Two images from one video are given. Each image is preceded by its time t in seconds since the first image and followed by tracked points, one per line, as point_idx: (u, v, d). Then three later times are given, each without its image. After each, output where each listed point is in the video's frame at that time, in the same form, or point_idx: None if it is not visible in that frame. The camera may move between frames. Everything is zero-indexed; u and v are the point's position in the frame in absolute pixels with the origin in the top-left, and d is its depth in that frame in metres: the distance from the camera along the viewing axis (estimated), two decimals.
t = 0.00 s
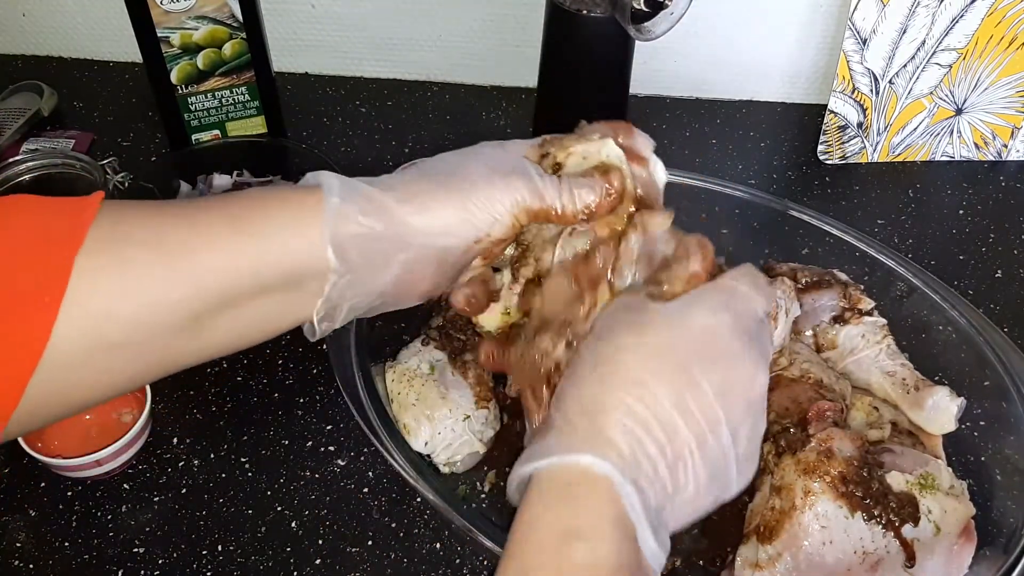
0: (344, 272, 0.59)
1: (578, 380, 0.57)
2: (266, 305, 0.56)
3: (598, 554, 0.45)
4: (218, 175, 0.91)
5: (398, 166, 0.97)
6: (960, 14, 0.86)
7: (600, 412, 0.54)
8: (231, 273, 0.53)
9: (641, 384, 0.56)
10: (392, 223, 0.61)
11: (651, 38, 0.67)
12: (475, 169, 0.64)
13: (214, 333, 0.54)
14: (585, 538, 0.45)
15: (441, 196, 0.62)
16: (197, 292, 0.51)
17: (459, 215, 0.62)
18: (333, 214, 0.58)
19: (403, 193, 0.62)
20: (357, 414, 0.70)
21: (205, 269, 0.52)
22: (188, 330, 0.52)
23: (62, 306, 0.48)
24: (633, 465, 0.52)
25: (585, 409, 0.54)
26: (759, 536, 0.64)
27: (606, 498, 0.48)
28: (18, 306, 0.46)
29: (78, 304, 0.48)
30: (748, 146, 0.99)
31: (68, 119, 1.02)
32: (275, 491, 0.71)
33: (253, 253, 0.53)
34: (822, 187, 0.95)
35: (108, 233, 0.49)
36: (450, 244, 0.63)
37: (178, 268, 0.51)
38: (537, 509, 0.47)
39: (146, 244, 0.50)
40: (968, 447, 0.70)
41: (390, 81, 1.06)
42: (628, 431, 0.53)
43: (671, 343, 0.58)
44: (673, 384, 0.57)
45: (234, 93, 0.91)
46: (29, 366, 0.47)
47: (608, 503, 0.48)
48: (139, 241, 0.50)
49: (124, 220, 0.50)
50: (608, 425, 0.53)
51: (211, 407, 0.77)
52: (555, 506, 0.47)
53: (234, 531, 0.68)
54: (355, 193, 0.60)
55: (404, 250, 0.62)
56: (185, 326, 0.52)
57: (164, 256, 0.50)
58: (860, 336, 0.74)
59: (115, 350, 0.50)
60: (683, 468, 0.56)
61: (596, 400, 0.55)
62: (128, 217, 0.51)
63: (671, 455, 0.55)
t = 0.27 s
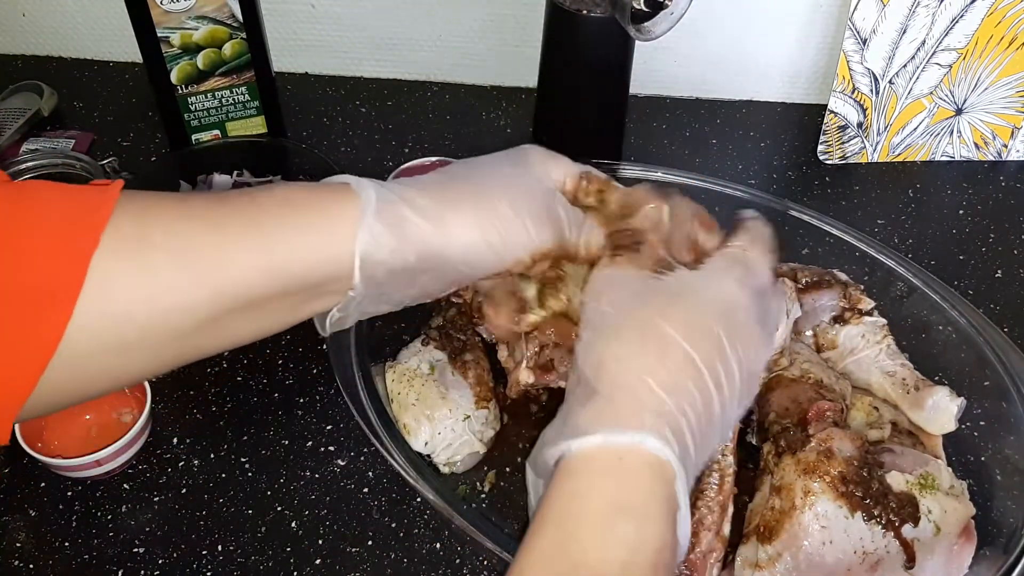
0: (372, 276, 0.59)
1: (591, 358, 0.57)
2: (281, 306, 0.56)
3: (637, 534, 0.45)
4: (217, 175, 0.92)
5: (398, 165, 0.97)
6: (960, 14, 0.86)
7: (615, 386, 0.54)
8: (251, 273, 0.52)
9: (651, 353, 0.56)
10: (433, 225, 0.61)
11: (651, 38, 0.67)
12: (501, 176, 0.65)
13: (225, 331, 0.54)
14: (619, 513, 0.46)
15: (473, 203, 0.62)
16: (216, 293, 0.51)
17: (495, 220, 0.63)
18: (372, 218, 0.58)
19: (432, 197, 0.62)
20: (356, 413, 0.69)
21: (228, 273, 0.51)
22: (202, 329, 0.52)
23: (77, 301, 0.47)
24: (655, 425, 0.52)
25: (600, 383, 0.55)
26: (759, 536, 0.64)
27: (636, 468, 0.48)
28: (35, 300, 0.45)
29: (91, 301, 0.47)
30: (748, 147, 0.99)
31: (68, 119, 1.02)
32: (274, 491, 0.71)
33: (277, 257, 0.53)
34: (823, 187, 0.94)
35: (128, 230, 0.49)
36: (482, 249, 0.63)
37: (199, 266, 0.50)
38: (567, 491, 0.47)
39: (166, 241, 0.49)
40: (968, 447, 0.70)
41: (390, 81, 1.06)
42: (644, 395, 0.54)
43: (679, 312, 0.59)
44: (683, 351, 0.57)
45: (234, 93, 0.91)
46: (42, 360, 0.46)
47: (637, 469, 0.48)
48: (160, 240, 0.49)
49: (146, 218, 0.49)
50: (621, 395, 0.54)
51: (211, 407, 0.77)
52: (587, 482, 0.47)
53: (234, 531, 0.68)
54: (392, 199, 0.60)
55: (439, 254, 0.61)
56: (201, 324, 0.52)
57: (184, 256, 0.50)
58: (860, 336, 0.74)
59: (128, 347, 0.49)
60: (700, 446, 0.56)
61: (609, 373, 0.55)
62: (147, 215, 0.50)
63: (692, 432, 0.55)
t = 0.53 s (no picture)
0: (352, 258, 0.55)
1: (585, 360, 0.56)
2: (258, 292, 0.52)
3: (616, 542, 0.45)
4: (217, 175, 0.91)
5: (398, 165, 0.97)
6: (959, 14, 0.86)
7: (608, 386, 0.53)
8: (221, 263, 0.49)
9: (645, 358, 0.55)
10: (410, 197, 0.58)
11: (651, 38, 0.67)
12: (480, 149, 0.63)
13: (197, 325, 0.51)
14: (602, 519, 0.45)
15: (451, 174, 0.60)
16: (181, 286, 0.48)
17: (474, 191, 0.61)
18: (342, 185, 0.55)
19: (406, 168, 0.59)
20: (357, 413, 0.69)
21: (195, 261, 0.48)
22: (172, 319, 0.49)
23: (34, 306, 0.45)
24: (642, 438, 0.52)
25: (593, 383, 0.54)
26: (759, 536, 0.64)
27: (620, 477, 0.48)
28: None
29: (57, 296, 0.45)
30: (748, 146, 0.99)
31: (68, 119, 1.02)
32: (274, 491, 0.71)
33: (245, 241, 0.50)
34: (823, 187, 0.94)
35: (88, 221, 0.46)
36: (460, 221, 0.60)
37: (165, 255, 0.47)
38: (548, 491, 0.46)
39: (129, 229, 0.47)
40: (968, 447, 0.70)
41: (390, 81, 1.06)
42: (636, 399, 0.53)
43: (679, 317, 0.58)
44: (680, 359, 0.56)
45: (234, 93, 0.91)
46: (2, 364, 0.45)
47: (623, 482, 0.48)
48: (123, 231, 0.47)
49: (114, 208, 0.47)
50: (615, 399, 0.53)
51: (211, 407, 0.77)
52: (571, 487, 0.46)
53: (234, 531, 0.68)
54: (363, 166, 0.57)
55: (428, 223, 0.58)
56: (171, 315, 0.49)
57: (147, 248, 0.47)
58: (860, 336, 0.74)
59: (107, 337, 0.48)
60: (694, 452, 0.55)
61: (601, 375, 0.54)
62: (115, 207, 0.47)
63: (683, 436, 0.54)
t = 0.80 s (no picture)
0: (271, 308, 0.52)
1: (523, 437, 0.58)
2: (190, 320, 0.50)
3: None
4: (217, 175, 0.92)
5: (398, 165, 0.97)
6: (960, 14, 0.86)
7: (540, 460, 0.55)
8: (139, 300, 0.47)
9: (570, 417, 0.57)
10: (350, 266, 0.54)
11: (651, 38, 0.67)
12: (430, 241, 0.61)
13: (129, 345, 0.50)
14: None
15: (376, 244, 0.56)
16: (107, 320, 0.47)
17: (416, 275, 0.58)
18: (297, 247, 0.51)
19: (349, 237, 0.55)
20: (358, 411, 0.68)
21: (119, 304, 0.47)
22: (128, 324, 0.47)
23: None
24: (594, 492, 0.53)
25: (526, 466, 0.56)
26: (759, 536, 0.64)
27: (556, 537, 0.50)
28: None
29: None
30: (748, 146, 0.99)
31: (68, 118, 1.02)
32: (274, 491, 0.71)
33: (178, 278, 0.48)
34: (823, 187, 0.94)
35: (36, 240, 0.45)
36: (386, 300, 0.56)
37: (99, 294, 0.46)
38: None
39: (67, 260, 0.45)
40: (968, 447, 0.71)
41: (390, 81, 1.06)
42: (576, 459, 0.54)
43: (607, 369, 0.61)
44: (605, 405, 0.58)
45: (234, 93, 0.91)
46: None
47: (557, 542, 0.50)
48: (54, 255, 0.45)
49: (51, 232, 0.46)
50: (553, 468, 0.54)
51: (211, 407, 0.77)
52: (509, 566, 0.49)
53: (234, 531, 0.68)
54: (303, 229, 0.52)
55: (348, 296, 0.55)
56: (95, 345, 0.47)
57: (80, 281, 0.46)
58: (860, 336, 0.74)
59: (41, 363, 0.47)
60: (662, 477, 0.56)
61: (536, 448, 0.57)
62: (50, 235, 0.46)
63: (642, 471, 0.55)
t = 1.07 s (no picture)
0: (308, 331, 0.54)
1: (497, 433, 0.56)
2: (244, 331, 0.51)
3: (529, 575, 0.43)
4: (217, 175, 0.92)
5: (398, 165, 0.97)
6: (960, 14, 0.86)
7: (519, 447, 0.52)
8: (206, 321, 0.48)
9: (546, 422, 0.54)
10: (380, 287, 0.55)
11: (651, 38, 0.67)
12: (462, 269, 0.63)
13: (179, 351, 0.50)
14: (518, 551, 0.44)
15: (413, 272, 0.57)
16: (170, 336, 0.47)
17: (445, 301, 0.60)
18: (339, 270, 0.52)
19: (393, 262, 0.56)
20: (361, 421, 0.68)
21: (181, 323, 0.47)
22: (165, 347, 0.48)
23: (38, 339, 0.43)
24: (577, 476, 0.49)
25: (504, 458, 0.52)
26: (759, 538, 0.64)
27: (538, 503, 0.47)
28: None
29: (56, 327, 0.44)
30: (748, 146, 0.99)
31: (67, 118, 1.02)
32: (275, 491, 0.71)
33: (239, 298, 0.48)
34: (823, 187, 0.94)
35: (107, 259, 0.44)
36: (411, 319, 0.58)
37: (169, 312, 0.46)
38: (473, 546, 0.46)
39: (143, 280, 0.45)
40: (968, 447, 0.71)
41: (390, 81, 1.06)
42: (554, 450, 0.51)
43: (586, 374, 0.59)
44: (591, 417, 0.55)
45: (233, 93, 0.91)
46: None
47: (538, 508, 0.47)
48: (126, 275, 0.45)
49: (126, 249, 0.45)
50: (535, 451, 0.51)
51: (211, 407, 0.77)
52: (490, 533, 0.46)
53: (234, 531, 0.68)
54: (338, 239, 0.53)
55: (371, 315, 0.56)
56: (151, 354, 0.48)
57: (156, 298, 0.46)
58: (860, 336, 0.74)
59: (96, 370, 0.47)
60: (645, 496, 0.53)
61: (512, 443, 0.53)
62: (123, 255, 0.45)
63: (630, 484, 0.52)
